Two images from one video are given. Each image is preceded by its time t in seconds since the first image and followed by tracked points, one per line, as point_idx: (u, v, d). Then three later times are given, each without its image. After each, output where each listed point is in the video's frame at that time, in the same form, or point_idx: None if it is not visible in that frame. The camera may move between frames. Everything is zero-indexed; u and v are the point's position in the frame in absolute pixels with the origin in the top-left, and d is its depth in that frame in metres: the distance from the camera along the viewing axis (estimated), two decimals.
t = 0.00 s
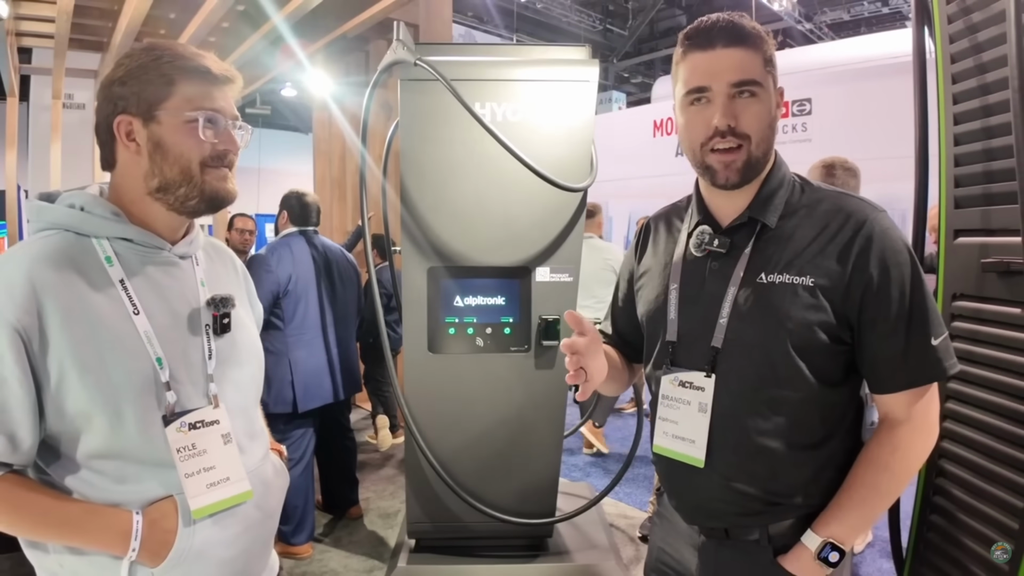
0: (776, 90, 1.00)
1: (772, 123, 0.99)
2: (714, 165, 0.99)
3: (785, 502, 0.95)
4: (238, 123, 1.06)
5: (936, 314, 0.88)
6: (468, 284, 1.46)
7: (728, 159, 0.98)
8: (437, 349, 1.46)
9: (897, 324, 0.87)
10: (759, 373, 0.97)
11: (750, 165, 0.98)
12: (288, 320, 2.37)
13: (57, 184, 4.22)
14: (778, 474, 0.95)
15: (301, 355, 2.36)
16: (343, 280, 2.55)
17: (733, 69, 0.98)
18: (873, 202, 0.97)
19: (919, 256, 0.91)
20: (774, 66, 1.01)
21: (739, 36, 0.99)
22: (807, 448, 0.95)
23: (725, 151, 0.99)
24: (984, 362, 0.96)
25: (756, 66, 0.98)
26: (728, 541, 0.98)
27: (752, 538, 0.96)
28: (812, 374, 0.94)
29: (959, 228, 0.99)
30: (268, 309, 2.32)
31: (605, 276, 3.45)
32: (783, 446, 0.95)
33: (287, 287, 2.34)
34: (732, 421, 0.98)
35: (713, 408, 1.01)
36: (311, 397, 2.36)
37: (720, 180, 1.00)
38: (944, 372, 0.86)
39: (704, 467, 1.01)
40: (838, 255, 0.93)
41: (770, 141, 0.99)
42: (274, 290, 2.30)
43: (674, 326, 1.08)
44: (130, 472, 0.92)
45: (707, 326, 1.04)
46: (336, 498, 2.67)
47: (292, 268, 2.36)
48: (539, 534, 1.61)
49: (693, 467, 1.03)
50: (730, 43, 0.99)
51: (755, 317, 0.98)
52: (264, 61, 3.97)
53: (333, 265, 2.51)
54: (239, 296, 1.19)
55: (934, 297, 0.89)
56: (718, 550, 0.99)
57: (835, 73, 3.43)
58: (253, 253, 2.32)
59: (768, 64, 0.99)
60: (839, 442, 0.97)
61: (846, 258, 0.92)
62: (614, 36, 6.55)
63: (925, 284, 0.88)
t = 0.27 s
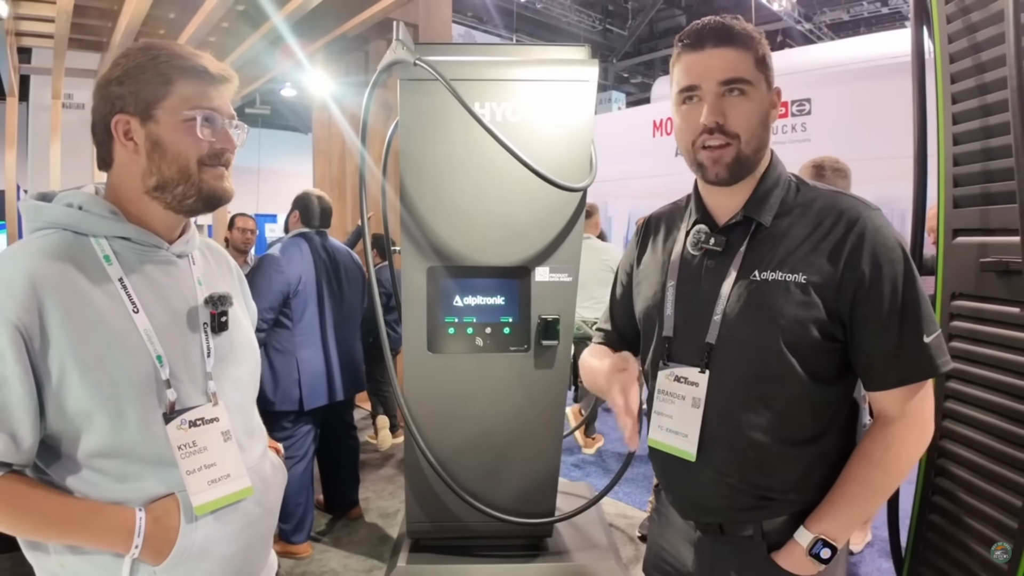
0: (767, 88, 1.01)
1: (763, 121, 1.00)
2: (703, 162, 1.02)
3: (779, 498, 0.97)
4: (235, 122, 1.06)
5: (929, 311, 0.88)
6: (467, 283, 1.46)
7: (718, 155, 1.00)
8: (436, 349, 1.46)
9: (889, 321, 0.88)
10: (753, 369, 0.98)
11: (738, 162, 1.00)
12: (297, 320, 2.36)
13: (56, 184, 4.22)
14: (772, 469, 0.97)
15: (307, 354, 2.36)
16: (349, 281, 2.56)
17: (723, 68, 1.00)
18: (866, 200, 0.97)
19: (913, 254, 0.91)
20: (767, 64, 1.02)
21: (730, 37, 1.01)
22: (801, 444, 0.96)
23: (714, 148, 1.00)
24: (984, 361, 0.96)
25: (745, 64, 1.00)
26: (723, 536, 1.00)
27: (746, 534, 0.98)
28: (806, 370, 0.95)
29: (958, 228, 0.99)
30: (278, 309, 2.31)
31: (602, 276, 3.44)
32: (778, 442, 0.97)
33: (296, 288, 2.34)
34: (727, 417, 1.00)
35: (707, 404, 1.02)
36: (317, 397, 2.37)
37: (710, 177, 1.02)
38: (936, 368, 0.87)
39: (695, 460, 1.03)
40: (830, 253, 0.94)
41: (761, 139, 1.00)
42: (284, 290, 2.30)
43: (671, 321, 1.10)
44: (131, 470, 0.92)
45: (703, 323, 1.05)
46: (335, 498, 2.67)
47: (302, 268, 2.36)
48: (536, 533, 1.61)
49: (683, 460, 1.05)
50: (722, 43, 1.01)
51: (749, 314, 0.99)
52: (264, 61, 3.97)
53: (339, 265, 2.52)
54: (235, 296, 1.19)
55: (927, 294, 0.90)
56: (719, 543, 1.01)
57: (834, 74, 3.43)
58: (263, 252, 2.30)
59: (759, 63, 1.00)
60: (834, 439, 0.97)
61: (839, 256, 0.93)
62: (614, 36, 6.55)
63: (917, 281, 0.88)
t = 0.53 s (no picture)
0: (742, 83, 1.01)
1: (736, 117, 1.01)
2: (682, 162, 1.06)
3: (777, 493, 0.98)
4: (232, 119, 1.05)
5: (927, 310, 0.89)
6: (467, 283, 1.46)
7: (689, 153, 1.04)
8: (436, 348, 1.46)
9: (887, 320, 0.90)
10: (752, 366, 0.98)
11: (706, 160, 1.02)
12: (306, 320, 2.37)
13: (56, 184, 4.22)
14: (770, 464, 0.97)
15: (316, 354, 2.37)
16: (356, 280, 2.57)
17: (693, 69, 1.03)
18: (865, 200, 0.98)
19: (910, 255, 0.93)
20: (744, 58, 1.02)
21: (702, 39, 1.04)
22: (799, 440, 0.97)
23: (686, 148, 1.04)
24: (984, 360, 0.96)
25: (714, 63, 1.01)
26: (722, 531, 1.00)
27: (744, 529, 0.99)
28: (805, 366, 0.96)
29: (958, 227, 0.99)
30: (288, 307, 2.32)
31: (603, 277, 3.45)
32: (777, 437, 0.97)
33: (306, 287, 2.35)
34: (725, 413, 1.01)
35: (706, 400, 1.03)
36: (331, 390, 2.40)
37: (686, 174, 1.06)
38: (935, 367, 0.88)
39: (693, 454, 1.04)
40: (830, 252, 0.95)
41: (734, 135, 1.01)
42: (293, 290, 2.29)
43: (670, 317, 1.11)
44: (130, 469, 0.92)
45: (702, 319, 1.06)
46: (335, 497, 2.67)
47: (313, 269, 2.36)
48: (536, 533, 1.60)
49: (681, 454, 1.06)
50: (695, 45, 1.04)
51: (749, 311, 0.99)
52: (264, 61, 3.96)
53: (348, 270, 2.53)
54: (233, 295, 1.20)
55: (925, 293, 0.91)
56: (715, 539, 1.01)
57: (834, 73, 3.43)
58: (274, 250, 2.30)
59: (730, 59, 1.01)
60: (831, 436, 0.99)
61: (838, 254, 0.94)
62: (614, 36, 6.54)
63: (916, 281, 0.90)
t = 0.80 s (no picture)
0: (741, 84, 1.01)
1: (735, 118, 1.01)
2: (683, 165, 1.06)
3: (775, 489, 0.99)
4: (229, 117, 1.05)
5: (925, 310, 0.91)
6: (468, 282, 1.46)
7: (691, 154, 1.04)
8: (436, 348, 1.46)
9: (886, 320, 0.91)
10: (750, 363, 1.00)
11: (707, 162, 1.02)
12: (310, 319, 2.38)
13: (56, 184, 4.22)
14: (767, 460, 0.99)
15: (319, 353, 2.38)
16: (358, 279, 2.57)
17: (692, 72, 1.02)
18: (865, 200, 0.99)
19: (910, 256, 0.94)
20: (743, 60, 1.01)
21: (699, 43, 1.04)
22: (797, 437, 0.99)
23: (687, 151, 1.04)
24: (984, 359, 0.96)
25: (713, 66, 1.01)
26: (720, 526, 1.01)
27: (742, 525, 1.00)
28: (803, 364, 0.97)
29: (959, 227, 0.98)
30: (292, 306, 2.31)
31: (604, 279, 3.43)
32: (774, 434, 0.99)
33: (310, 285, 2.35)
34: (723, 408, 1.02)
35: (705, 396, 1.04)
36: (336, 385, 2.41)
37: (687, 174, 1.06)
38: (932, 366, 0.90)
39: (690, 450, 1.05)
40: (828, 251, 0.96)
41: (735, 136, 1.01)
42: (297, 288, 2.30)
43: (670, 315, 1.12)
44: (126, 469, 0.92)
45: (701, 316, 1.07)
46: (335, 497, 2.67)
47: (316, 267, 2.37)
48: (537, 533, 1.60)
49: (679, 450, 1.07)
50: (693, 50, 1.04)
51: (748, 308, 1.01)
52: (263, 60, 3.96)
53: (351, 270, 2.53)
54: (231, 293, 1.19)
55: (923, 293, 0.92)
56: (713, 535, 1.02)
57: (834, 73, 3.43)
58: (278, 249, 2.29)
59: (729, 62, 1.01)
60: (828, 434, 1.00)
61: (837, 254, 0.95)
62: (614, 35, 6.54)
63: (914, 281, 0.91)
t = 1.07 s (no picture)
0: (737, 90, 1.02)
1: (731, 124, 1.02)
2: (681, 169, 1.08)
3: (771, 484, 0.99)
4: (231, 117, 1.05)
5: (919, 307, 0.90)
6: (468, 282, 1.45)
7: (689, 159, 1.05)
8: (438, 348, 1.46)
9: (880, 317, 0.90)
10: (746, 361, 1.01)
11: (705, 167, 1.04)
12: (307, 319, 2.36)
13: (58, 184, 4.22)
14: (762, 456, 0.99)
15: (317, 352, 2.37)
16: (357, 279, 2.57)
17: (689, 79, 1.03)
18: (860, 199, 0.99)
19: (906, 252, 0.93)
20: (739, 66, 1.02)
21: (696, 50, 1.04)
22: (793, 434, 0.98)
23: (685, 157, 1.06)
24: (986, 359, 0.94)
25: (709, 73, 1.02)
26: (719, 520, 1.03)
27: (741, 518, 1.00)
28: (798, 362, 0.97)
29: (960, 227, 0.97)
30: (290, 306, 2.31)
31: (612, 279, 3.43)
32: (770, 431, 0.99)
33: (307, 285, 2.34)
34: (722, 406, 1.03)
35: (703, 393, 1.06)
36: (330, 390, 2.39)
37: (686, 179, 1.08)
38: (927, 363, 0.89)
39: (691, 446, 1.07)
40: (821, 250, 0.96)
41: (731, 141, 1.02)
42: (295, 288, 2.29)
43: (670, 316, 1.14)
44: (126, 467, 0.92)
45: (700, 316, 1.09)
46: (336, 497, 2.67)
47: (313, 267, 2.36)
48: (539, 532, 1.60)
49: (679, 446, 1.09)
50: (688, 57, 1.05)
51: (744, 307, 1.02)
52: (265, 60, 3.97)
53: (348, 267, 2.53)
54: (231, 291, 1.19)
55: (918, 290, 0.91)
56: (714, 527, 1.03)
57: (836, 73, 3.42)
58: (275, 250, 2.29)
59: (724, 69, 1.02)
60: (825, 431, 0.99)
61: (829, 253, 0.95)
62: (615, 35, 6.54)
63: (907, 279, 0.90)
